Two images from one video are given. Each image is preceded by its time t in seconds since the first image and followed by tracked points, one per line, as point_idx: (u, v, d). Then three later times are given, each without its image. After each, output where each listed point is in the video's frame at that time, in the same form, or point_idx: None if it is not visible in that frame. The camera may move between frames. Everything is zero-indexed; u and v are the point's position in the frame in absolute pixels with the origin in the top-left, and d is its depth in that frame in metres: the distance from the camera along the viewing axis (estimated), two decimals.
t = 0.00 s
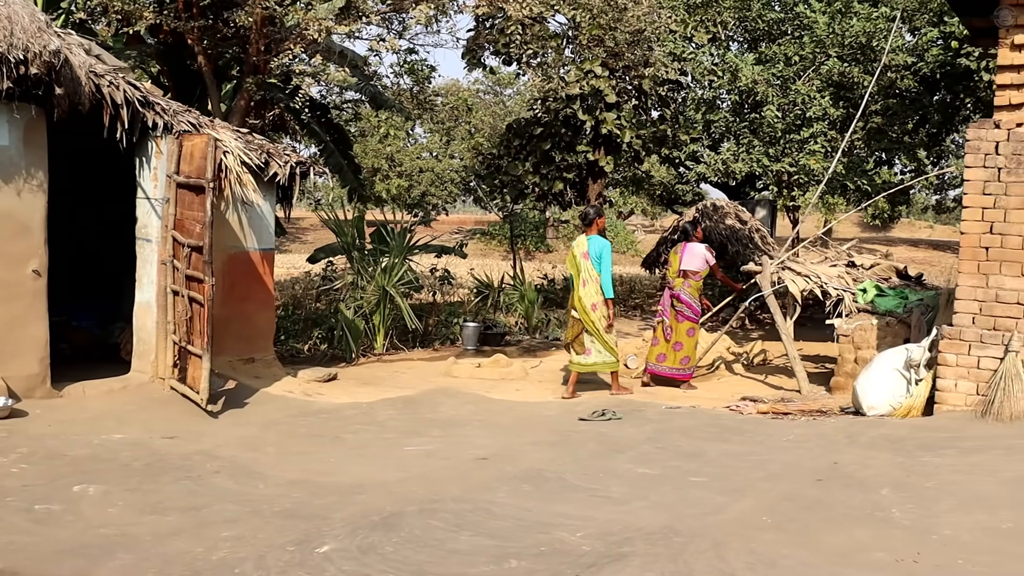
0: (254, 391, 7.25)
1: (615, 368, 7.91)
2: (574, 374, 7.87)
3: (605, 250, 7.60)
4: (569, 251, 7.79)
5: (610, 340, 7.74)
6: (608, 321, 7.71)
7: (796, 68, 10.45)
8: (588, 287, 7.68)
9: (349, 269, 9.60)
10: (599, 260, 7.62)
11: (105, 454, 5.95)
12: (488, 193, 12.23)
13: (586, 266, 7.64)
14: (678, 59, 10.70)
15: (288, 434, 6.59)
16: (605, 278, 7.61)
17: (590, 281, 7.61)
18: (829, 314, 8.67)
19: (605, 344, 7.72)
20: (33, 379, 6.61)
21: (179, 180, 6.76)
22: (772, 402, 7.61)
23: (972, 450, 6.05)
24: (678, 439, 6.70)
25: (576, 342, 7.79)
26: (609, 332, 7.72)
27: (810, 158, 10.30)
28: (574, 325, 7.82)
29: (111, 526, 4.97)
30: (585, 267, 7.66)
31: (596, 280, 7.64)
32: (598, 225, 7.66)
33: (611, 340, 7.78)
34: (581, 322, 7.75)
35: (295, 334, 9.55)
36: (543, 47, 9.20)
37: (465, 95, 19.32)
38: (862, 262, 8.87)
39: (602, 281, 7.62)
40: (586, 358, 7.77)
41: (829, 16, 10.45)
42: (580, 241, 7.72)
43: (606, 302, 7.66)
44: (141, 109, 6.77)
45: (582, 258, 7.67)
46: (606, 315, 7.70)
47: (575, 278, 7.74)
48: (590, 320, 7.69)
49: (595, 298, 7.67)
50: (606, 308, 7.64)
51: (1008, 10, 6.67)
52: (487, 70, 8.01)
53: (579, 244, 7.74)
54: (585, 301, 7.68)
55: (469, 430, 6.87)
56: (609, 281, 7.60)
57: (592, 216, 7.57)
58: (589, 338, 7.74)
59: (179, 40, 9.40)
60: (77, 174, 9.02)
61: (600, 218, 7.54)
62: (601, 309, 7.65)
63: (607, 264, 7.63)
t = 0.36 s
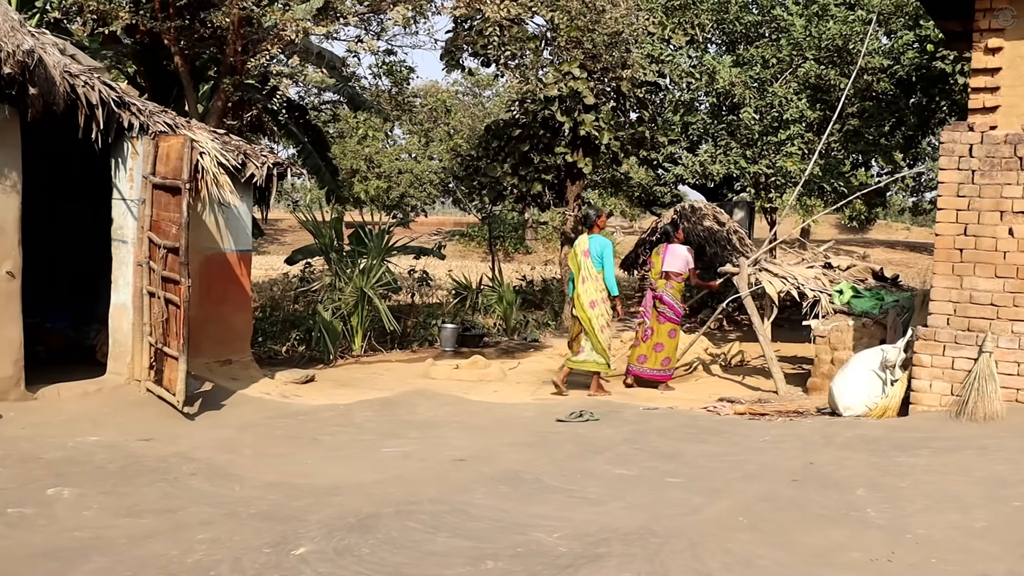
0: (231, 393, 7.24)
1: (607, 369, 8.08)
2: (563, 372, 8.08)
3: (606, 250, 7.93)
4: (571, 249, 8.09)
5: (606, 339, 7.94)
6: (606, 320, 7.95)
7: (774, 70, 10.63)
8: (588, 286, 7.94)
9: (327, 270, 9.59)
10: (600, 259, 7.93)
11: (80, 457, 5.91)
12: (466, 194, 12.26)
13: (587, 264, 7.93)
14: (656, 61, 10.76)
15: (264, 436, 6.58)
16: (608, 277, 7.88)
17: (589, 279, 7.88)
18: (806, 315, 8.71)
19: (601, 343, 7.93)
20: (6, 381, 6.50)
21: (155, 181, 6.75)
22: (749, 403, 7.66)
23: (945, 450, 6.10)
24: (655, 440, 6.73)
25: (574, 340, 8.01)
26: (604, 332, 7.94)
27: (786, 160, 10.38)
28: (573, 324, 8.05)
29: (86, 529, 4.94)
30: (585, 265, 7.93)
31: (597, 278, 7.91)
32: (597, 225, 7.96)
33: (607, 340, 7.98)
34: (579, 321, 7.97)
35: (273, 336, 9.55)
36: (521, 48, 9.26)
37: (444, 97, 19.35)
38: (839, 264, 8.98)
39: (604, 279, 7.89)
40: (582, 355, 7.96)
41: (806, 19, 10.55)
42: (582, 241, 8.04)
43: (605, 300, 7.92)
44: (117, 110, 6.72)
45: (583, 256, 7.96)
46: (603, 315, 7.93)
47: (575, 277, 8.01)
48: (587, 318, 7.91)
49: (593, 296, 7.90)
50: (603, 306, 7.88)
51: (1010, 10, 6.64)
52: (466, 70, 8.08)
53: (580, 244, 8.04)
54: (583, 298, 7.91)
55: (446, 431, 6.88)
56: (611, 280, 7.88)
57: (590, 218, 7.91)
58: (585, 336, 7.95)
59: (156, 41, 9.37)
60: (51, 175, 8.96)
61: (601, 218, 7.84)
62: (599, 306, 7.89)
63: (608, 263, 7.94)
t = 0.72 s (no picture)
0: (212, 392, 7.22)
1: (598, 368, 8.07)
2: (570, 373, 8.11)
3: (596, 249, 7.91)
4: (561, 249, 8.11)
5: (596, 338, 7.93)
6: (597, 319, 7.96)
7: (756, 70, 10.69)
8: (578, 285, 7.99)
9: (309, 269, 9.57)
10: (591, 258, 7.92)
11: (59, 457, 5.88)
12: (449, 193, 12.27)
13: (577, 264, 7.94)
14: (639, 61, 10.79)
15: (246, 436, 6.56)
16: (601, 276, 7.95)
17: (579, 279, 7.93)
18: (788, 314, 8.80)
19: (591, 342, 7.92)
20: None
21: (136, 180, 6.72)
22: (731, 402, 7.69)
23: (925, 448, 6.14)
24: (637, 439, 6.75)
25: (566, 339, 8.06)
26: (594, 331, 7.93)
27: (768, 159, 10.46)
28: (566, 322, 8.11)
29: (65, 529, 4.92)
30: (576, 265, 7.96)
31: (587, 277, 7.96)
32: (587, 224, 7.99)
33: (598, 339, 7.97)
34: (571, 320, 8.01)
35: (256, 335, 9.53)
36: (505, 48, 9.27)
37: (428, 95, 19.36)
38: (821, 263, 9.03)
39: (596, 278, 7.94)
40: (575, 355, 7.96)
41: (789, 19, 10.61)
42: (572, 240, 8.04)
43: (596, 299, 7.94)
44: (98, 108, 6.68)
45: (573, 256, 7.97)
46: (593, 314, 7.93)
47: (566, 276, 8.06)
48: (577, 317, 7.93)
49: (584, 295, 7.94)
50: (593, 305, 7.89)
51: (1010, 10, 6.64)
52: (449, 69, 8.07)
53: (570, 243, 8.03)
54: (573, 297, 7.96)
55: (429, 431, 6.88)
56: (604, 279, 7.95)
57: (581, 216, 7.91)
58: (575, 335, 7.97)
59: (138, 38, 9.33)
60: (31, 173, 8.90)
61: (592, 217, 7.89)
62: (589, 305, 7.91)
63: (599, 262, 7.93)
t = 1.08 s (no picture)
0: (198, 398, 7.20)
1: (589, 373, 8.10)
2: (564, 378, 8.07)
3: (585, 254, 7.93)
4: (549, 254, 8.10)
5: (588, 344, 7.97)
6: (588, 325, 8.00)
7: (742, 77, 10.74)
8: (569, 291, 7.97)
9: (296, 274, 9.55)
10: (581, 264, 7.94)
11: (44, 464, 5.84)
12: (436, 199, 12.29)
13: (568, 270, 7.93)
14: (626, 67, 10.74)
15: (232, 441, 6.55)
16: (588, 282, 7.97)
17: (570, 284, 7.92)
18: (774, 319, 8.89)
19: (584, 347, 7.96)
20: None
21: (122, 185, 6.71)
22: (718, 408, 7.71)
23: (910, 453, 6.16)
24: (624, 445, 6.76)
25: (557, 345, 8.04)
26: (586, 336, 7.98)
27: (756, 166, 10.53)
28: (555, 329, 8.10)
29: (49, 536, 4.89)
30: (566, 271, 7.94)
31: (578, 283, 7.96)
32: (577, 230, 8.01)
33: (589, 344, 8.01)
34: (562, 325, 8.01)
35: (243, 341, 9.52)
36: (491, 53, 9.17)
37: (416, 101, 19.39)
38: (807, 268, 9.09)
39: (585, 283, 7.96)
40: (568, 360, 7.96)
41: (775, 25, 10.70)
42: (561, 246, 8.03)
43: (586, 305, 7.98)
44: (83, 113, 6.65)
45: (563, 262, 7.96)
46: (584, 319, 7.96)
47: (556, 282, 8.04)
48: (569, 323, 7.95)
49: (575, 301, 7.95)
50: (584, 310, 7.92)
51: (1010, 10, 6.63)
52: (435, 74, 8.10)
53: (559, 249, 8.02)
54: (565, 303, 7.95)
55: (415, 436, 6.88)
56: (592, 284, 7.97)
57: (569, 220, 7.93)
58: (567, 341, 7.98)
59: (124, 43, 9.33)
60: (16, 178, 8.87)
61: (581, 224, 7.93)
62: (581, 311, 7.94)
63: (588, 268, 7.97)
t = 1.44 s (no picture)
0: (184, 405, 7.19)
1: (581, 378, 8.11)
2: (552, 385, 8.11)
3: (576, 262, 7.92)
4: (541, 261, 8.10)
5: (580, 350, 7.99)
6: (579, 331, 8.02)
7: (730, 84, 10.83)
8: (560, 297, 7.98)
9: (284, 281, 9.54)
10: (572, 272, 7.93)
11: (28, 471, 5.82)
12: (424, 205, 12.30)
13: (559, 277, 7.93)
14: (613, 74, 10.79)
15: (219, 449, 6.54)
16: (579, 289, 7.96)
17: (561, 291, 7.93)
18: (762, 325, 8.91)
19: (577, 353, 7.97)
20: None
21: (109, 191, 6.69)
22: (705, 415, 7.73)
23: (896, 460, 6.19)
24: (611, 452, 6.77)
25: (548, 351, 8.06)
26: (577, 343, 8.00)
27: (743, 173, 10.59)
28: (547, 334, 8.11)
29: (33, 545, 4.87)
30: (557, 278, 7.94)
31: (568, 290, 7.97)
32: (570, 237, 8.00)
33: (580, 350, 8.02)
34: (553, 332, 8.03)
35: (229, 347, 9.54)
36: (480, 60, 9.30)
37: (405, 108, 19.42)
38: (795, 275, 9.17)
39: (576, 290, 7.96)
40: (560, 366, 7.96)
41: (762, 33, 10.76)
42: (552, 253, 8.03)
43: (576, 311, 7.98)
44: (70, 119, 6.64)
45: (555, 269, 7.96)
46: (575, 326, 7.98)
47: (547, 289, 8.05)
48: (561, 330, 7.96)
49: (566, 308, 7.96)
50: (575, 317, 7.94)
51: (1010, 10, 6.63)
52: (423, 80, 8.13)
53: (551, 256, 8.01)
54: (556, 309, 7.96)
55: (402, 444, 6.87)
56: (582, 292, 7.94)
57: (564, 227, 7.94)
58: (558, 348, 7.99)
59: (111, 50, 9.34)
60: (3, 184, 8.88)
61: (573, 232, 7.91)
62: (572, 318, 7.96)
63: (579, 276, 7.95)
